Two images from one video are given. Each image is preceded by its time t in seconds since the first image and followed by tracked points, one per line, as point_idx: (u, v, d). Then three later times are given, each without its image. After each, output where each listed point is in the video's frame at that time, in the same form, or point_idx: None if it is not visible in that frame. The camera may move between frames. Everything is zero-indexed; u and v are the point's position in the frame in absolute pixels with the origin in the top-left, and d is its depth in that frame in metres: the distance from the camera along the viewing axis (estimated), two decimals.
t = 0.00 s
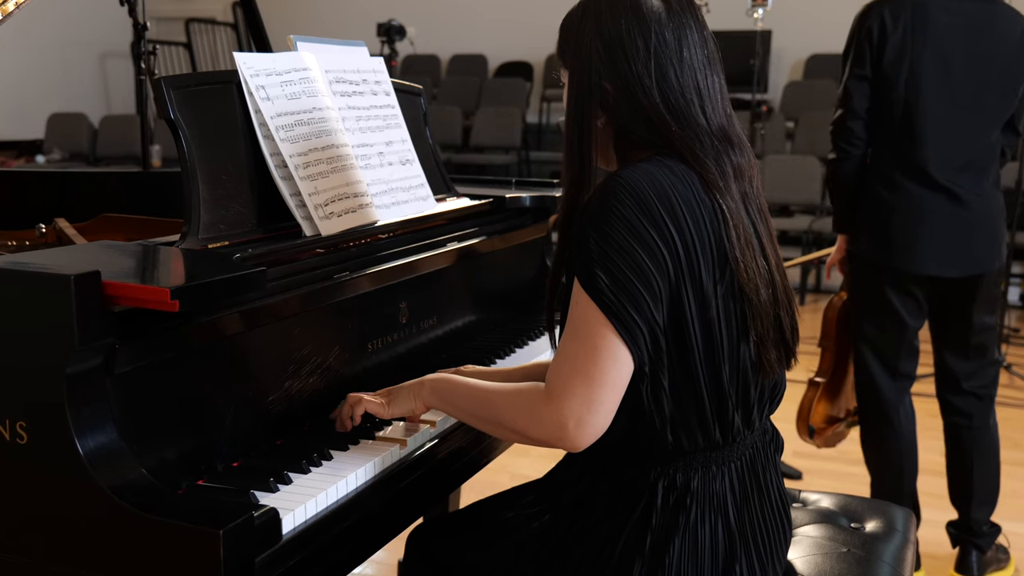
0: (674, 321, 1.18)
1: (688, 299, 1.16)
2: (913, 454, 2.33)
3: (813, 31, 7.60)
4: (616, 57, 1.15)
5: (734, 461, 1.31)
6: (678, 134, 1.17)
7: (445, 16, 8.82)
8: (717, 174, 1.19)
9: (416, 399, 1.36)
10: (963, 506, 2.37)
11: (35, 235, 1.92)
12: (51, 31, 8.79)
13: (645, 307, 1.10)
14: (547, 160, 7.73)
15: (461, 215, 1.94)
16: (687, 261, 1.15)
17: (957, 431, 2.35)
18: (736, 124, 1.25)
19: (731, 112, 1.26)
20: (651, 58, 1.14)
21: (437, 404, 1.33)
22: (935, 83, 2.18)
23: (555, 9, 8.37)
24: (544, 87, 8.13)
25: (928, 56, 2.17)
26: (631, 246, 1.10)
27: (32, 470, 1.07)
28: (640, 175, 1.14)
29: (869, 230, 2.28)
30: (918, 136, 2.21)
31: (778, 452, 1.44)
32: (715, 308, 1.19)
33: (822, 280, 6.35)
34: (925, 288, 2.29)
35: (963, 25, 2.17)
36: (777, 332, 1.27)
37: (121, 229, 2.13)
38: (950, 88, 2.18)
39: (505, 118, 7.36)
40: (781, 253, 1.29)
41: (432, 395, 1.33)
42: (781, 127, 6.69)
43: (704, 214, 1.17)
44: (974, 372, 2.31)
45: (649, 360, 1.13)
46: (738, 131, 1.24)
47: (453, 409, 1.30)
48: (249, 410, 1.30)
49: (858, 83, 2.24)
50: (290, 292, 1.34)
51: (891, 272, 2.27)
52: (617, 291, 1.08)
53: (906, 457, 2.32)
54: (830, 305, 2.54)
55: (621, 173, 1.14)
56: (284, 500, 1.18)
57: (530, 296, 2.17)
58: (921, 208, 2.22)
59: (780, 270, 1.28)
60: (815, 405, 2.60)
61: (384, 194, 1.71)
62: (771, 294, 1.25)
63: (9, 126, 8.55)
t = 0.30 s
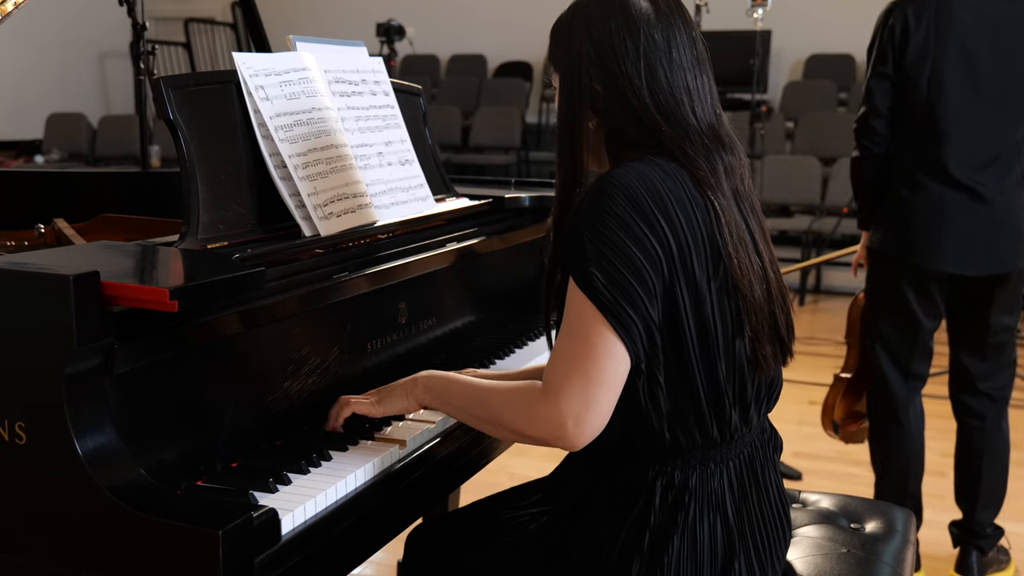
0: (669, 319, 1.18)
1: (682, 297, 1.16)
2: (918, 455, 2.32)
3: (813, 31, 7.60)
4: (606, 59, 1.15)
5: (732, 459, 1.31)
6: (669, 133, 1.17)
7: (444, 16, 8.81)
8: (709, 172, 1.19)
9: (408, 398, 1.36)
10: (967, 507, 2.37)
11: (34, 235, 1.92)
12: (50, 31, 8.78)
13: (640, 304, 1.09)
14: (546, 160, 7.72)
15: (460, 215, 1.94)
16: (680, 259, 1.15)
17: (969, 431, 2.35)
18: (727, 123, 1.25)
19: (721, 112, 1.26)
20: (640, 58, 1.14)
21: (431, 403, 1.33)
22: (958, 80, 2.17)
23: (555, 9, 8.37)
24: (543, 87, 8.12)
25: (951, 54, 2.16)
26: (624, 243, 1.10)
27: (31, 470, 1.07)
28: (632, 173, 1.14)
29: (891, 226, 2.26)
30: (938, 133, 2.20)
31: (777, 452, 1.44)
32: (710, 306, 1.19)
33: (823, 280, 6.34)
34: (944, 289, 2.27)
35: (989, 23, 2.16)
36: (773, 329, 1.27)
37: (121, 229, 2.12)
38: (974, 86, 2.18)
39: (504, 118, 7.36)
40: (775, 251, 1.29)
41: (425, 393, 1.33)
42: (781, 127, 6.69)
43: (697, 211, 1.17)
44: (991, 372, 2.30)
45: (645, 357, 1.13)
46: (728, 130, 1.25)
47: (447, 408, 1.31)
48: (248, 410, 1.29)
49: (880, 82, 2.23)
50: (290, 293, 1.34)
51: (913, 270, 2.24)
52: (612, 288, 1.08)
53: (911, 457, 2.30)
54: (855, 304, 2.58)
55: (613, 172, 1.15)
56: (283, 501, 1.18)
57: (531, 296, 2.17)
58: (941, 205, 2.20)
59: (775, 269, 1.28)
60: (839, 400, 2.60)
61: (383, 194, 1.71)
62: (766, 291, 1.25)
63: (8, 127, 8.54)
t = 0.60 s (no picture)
0: (665, 317, 1.17)
1: (678, 294, 1.16)
2: (920, 456, 2.31)
3: (812, 31, 7.60)
4: (594, 62, 1.16)
5: (734, 458, 1.31)
6: (659, 133, 1.17)
7: (443, 16, 8.81)
8: (701, 170, 1.19)
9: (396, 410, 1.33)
10: (970, 508, 2.36)
11: (32, 235, 1.91)
12: (49, 31, 8.78)
13: (636, 301, 1.09)
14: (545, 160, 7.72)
15: (459, 215, 1.94)
16: (675, 257, 1.15)
17: (978, 432, 2.33)
18: (717, 122, 1.25)
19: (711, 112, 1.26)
20: (628, 59, 1.15)
21: (421, 416, 1.31)
22: (972, 82, 2.15)
23: (554, 9, 8.37)
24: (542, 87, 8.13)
25: (967, 55, 2.14)
26: (618, 241, 1.10)
27: (29, 471, 1.07)
28: (624, 173, 1.14)
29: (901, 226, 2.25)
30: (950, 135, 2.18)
31: (778, 452, 1.44)
32: (706, 304, 1.19)
33: (823, 280, 6.34)
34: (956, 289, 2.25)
35: (1010, 22, 2.12)
36: (770, 325, 1.26)
37: (120, 230, 2.12)
38: (991, 87, 2.15)
39: (504, 118, 7.36)
40: (771, 249, 1.29)
41: (415, 406, 1.31)
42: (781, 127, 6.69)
43: (690, 209, 1.17)
44: (1002, 372, 2.27)
45: (643, 354, 1.13)
46: (719, 129, 1.25)
47: (439, 419, 1.29)
48: (247, 411, 1.29)
49: (894, 81, 2.21)
50: (289, 293, 1.34)
51: (924, 271, 2.22)
52: (607, 286, 1.08)
53: (913, 457, 2.29)
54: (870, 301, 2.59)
55: (605, 172, 1.15)
56: (282, 501, 1.17)
57: (531, 296, 2.17)
58: (954, 207, 2.18)
59: (771, 266, 1.28)
60: (850, 395, 2.60)
61: (382, 194, 1.70)
62: (762, 288, 1.25)
63: (7, 127, 8.54)
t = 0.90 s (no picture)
0: (659, 316, 1.17)
1: (672, 293, 1.16)
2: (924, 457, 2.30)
3: (812, 31, 7.60)
4: (583, 65, 1.17)
5: (733, 457, 1.31)
6: (650, 134, 1.17)
7: (443, 16, 8.81)
8: (692, 170, 1.19)
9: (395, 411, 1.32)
10: (972, 509, 2.36)
11: (31, 236, 1.91)
12: (48, 31, 8.78)
13: (631, 299, 1.09)
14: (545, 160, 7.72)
15: (459, 215, 1.94)
16: (668, 256, 1.15)
17: (985, 433, 2.31)
18: (708, 122, 1.26)
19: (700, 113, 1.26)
20: (617, 61, 1.15)
21: (420, 416, 1.30)
22: (982, 82, 2.13)
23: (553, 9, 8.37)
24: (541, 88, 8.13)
25: (976, 56, 2.11)
26: (611, 241, 1.10)
27: (28, 472, 1.06)
28: (616, 174, 1.14)
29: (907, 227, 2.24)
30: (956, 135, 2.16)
31: (777, 452, 1.44)
32: (700, 303, 1.19)
33: (823, 281, 6.34)
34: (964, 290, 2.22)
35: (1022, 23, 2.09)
36: (764, 324, 1.26)
37: (119, 230, 2.12)
38: (1000, 88, 2.12)
39: (503, 118, 7.36)
40: (764, 247, 1.29)
41: (414, 407, 1.30)
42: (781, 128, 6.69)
43: (682, 209, 1.17)
44: (1010, 373, 2.24)
45: (639, 353, 1.13)
46: (709, 130, 1.25)
47: (437, 419, 1.28)
48: (246, 412, 1.29)
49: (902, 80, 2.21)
50: (289, 294, 1.33)
51: (931, 271, 2.20)
52: (601, 285, 1.07)
53: (915, 458, 2.29)
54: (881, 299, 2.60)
55: (597, 173, 1.15)
56: (281, 502, 1.17)
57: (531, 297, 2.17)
58: (963, 209, 2.16)
59: (764, 264, 1.28)
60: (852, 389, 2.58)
61: (381, 194, 1.70)
62: (756, 286, 1.25)
63: (6, 127, 8.53)
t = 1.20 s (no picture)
0: (656, 316, 1.17)
1: (669, 292, 1.16)
2: (925, 458, 2.30)
3: (812, 31, 7.60)
4: (574, 67, 1.16)
5: (731, 456, 1.30)
6: (643, 134, 1.17)
7: (442, 16, 8.81)
8: (685, 170, 1.19)
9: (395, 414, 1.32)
10: (974, 509, 2.36)
11: (30, 236, 1.91)
12: (47, 31, 8.78)
13: (629, 299, 1.09)
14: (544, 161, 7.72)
15: (459, 215, 1.94)
16: (663, 256, 1.15)
17: (988, 433, 2.30)
18: (700, 122, 1.26)
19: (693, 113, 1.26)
20: (609, 62, 1.15)
21: (420, 419, 1.30)
22: (990, 83, 2.12)
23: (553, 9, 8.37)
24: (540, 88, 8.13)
25: (985, 57, 2.11)
26: (607, 242, 1.10)
27: (28, 472, 1.06)
28: (610, 175, 1.14)
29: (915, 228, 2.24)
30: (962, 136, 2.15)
31: (775, 452, 1.43)
32: (696, 302, 1.19)
33: (822, 281, 6.34)
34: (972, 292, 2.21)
35: None
36: (760, 322, 1.26)
37: (118, 231, 2.11)
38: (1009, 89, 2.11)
39: (502, 118, 7.35)
40: (758, 246, 1.29)
41: (414, 411, 1.30)
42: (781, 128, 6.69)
43: (677, 208, 1.17)
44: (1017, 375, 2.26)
45: (638, 352, 1.13)
46: (701, 130, 1.25)
47: (436, 421, 1.27)
48: (246, 412, 1.29)
49: (914, 80, 2.22)
50: (289, 294, 1.33)
51: (937, 271, 2.19)
52: (599, 285, 1.07)
53: (916, 459, 2.29)
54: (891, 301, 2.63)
55: (592, 174, 1.15)
56: (281, 502, 1.17)
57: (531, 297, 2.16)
58: (970, 210, 2.15)
59: (759, 263, 1.28)
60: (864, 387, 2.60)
61: (381, 194, 1.70)
62: (751, 285, 1.25)
63: (4, 127, 8.53)
